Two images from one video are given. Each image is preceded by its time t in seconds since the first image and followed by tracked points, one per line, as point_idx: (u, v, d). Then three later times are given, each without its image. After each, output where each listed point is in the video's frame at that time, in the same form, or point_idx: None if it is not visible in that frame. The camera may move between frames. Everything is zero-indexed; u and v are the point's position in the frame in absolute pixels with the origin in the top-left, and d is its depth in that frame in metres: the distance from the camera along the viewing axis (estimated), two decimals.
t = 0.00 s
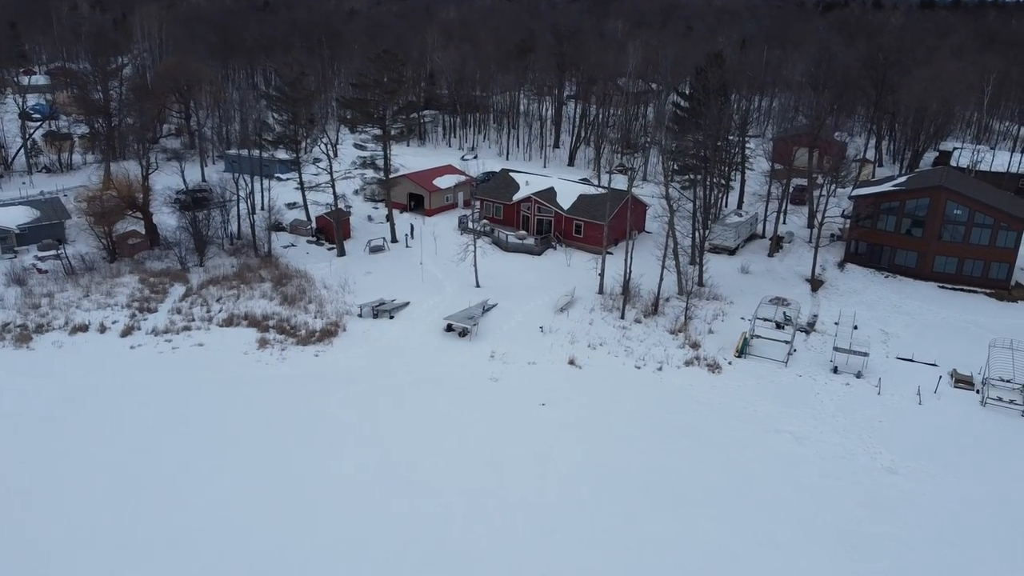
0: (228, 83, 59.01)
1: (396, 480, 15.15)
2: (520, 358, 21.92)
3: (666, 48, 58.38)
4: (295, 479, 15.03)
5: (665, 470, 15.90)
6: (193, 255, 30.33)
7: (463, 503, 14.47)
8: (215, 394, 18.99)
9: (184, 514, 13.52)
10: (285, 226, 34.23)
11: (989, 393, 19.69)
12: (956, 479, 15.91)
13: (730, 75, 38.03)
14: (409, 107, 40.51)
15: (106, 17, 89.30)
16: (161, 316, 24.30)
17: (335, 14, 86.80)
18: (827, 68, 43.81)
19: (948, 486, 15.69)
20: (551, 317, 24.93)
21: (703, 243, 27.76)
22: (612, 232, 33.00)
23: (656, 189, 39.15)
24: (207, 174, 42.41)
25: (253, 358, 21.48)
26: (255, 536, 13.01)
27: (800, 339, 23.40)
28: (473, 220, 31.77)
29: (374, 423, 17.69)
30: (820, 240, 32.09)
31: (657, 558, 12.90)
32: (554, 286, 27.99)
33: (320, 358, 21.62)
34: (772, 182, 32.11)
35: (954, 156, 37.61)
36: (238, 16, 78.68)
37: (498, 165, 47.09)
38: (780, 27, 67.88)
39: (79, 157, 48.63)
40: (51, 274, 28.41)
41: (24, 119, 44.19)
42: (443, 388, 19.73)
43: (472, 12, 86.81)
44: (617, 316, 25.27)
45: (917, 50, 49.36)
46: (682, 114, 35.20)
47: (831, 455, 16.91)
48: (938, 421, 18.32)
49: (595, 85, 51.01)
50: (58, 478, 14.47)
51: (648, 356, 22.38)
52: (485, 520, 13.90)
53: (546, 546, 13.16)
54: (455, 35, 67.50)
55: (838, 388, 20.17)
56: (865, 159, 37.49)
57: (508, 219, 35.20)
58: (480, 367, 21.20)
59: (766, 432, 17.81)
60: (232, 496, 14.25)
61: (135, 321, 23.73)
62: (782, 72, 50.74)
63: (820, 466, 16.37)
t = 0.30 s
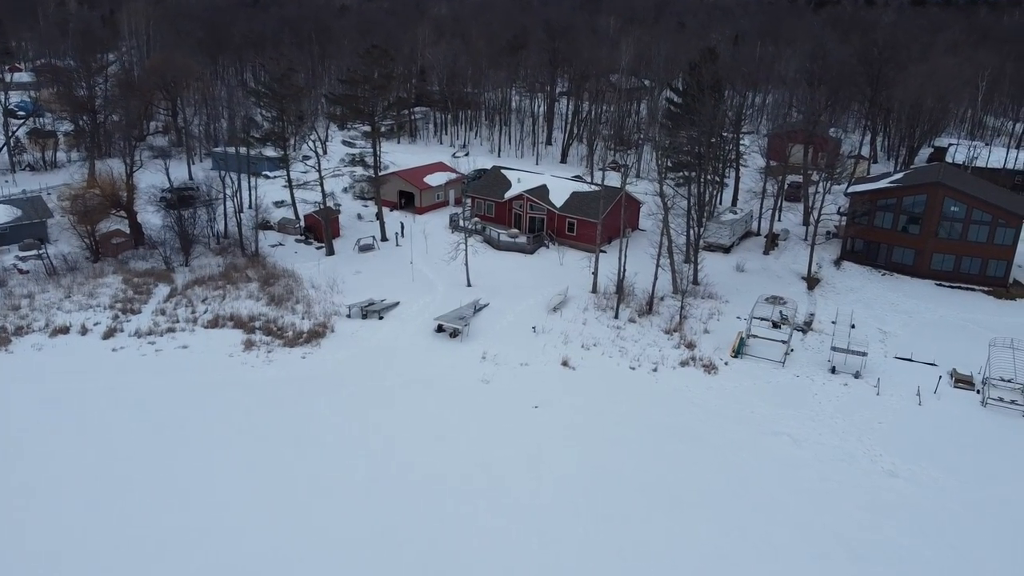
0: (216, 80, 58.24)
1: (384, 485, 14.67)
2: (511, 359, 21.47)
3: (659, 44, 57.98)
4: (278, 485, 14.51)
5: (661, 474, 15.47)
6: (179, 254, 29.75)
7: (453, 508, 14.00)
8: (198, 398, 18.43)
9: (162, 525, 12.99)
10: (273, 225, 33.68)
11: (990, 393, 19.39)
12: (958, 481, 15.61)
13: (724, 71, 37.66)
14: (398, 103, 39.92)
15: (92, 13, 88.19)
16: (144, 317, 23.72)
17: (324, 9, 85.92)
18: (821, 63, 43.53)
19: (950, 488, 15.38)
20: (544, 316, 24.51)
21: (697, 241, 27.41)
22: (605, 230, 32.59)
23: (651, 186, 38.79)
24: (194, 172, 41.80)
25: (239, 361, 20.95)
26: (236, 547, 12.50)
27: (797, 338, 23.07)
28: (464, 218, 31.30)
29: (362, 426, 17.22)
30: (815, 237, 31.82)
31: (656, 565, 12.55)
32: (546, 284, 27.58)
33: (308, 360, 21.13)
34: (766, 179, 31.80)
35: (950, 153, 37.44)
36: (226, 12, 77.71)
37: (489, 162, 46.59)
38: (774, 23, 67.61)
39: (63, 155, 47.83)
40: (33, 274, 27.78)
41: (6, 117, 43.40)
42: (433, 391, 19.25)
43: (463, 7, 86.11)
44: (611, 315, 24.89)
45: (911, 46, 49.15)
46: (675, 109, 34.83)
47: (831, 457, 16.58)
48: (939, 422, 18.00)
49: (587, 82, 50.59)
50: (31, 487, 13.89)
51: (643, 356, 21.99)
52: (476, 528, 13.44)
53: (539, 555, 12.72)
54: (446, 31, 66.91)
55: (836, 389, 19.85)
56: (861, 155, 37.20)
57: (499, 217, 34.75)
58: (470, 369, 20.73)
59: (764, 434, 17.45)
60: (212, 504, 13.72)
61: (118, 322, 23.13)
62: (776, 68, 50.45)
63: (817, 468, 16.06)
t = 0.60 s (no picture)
0: (203, 76, 57.43)
1: (372, 491, 14.21)
2: (504, 360, 21.03)
3: (652, 40, 57.60)
4: (260, 491, 13.99)
5: (657, 479, 15.09)
6: (163, 254, 29.14)
7: (445, 516, 13.55)
8: (180, 401, 17.88)
9: (141, 536, 12.43)
10: (260, 224, 33.09)
11: (991, 394, 19.10)
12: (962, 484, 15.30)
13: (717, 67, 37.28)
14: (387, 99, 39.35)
15: (78, 9, 86.97)
16: (127, 319, 23.10)
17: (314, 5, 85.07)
18: (815, 60, 43.23)
19: (954, 492, 15.05)
20: (537, 316, 24.07)
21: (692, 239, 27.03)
22: (598, 228, 32.20)
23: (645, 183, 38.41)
24: (179, 171, 41.10)
25: (224, 364, 20.39)
26: (218, 558, 11.99)
27: (794, 338, 22.74)
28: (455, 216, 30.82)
29: (351, 430, 16.73)
30: (811, 235, 31.52)
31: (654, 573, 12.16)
32: (539, 284, 27.15)
33: (295, 362, 20.62)
34: (761, 176, 31.47)
35: (946, 149, 37.63)
36: (214, 8, 76.72)
37: (481, 160, 46.12)
38: (767, 19, 67.33)
39: (46, 154, 46.97)
40: (13, 275, 27.08)
41: None
42: (422, 394, 18.77)
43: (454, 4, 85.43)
44: (605, 315, 24.49)
45: (905, 41, 48.92)
46: (669, 106, 34.44)
47: (832, 461, 16.22)
48: (940, 424, 17.67)
49: (580, 78, 50.15)
50: (3, 497, 13.31)
51: (638, 357, 21.60)
52: (467, 537, 12.97)
53: (533, 566, 12.26)
54: (436, 27, 66.30)
55: (834, 390, 19.52)
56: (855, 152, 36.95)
57: (491, 216, 34.29)
58: (461, 371, 20.27)
59: (762, 437, 17.08)
60: (192, 513, 13.15)
61: (100, 324, 22.48)
62: (769, 64, 50.16)
63: (817, 473, 15.68)
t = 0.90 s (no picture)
0: (190, 73, 56.62)
1: (362, 497, 13.77)
2: (497, 361, 20.60)
3: (645, 36, 57.20)
4: (245, 498, 13.50)
5: (654, 483, 14.71)
6: (148, 254, 28.54)
7: (437, 523, 13.10)
8: (163, 405, 17.33)
9: (120, 544, 11.94)
10: (247, 223, 32.53)
11: (992, 394, 18.84)
12: (965, 487, 14.97)
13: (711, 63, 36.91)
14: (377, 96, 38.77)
15: (64, 5, 85.82)
16: (109, 321, 22.48)
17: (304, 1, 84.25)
18: (809, 55, 42.93)
19: (958, 495, 14.73)
20: (529, 317, 23.65)
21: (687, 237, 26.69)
22: (591, 226, 31.82)
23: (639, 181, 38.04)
24: (165, 169, 40.37)
25: (208, 367, 19.84)
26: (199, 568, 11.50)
27: (791, 338, 22.42)
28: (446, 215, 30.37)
29: (339, 434, 16.26)
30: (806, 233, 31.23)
31: None
32: (532, 283, 26.74)
33: (282, 365, 20.12)
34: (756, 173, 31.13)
35: (942, 145, 37.18)
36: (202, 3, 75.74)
37: (472, 157, 45.63)
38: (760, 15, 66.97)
39: (30, 152, 46.16)
40: None
41: None
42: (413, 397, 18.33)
43: None
44: (599, 315, 24.10)
45: (899, 37, 48.65)
46: (663, 102, 34.05)
47: (832, 464, 15.88)
48: (942, 426, 17.36)
49: (572, 74, 49.70)
50: None
51: (634, 357, 21.23)
52: (459, 545, 12.52)
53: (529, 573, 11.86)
54: (427, 24, 65.66)
55: (833, 391, 19.19)
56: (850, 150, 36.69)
57: (483, 214, 33.84)
58: (452, 373, 19.82)
59: (761, 440, 16.71)
60: (173, 521, 12.64)
61: (81, 326, 21.82)
62: (763, 61, 49.85)
63: (818, 477, 15.32)
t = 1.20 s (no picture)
0: (174, 70, 55.73)
1: (350, 502, 13.31)
2: (488, 362, 20.18)
3: (635, 32, 56.82)
4: (229, 503, 13.00)
5: (651, 485, 14.36)
6: (129, 254, 27.90)
7: (428, 527, 12.67)
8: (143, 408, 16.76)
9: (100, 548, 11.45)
10: (232, 222, 31.91)
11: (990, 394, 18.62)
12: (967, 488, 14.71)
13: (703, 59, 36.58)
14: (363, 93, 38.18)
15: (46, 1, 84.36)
16: (88, 323, 21.83)
17: None
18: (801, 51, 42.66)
19: (960, 496, 14.46)
20: (520, 317, 23.26)
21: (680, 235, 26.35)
22: (583, 224, 31.45)
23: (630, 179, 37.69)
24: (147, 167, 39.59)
25: (190, 371, 19.26)
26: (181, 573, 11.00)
27: (785, 338, 22.11)
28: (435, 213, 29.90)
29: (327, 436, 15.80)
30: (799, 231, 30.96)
31: None
32: (523, 282, 26.33)
33: (266, 368, 19.59)
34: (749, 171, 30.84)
35: (934, 142, 37.02)
36: None
37: (462, 154, 45.14)
38: (750, 11, 66.67)
39: (9, 151, 45.18)
40: None
41: None
42: (401, 400, 17.87)
43: None
44: (591, 315, 23.73)
45: (889, 33, 48.46)
46: (654, 98, 33.69)
47: (830, 466, 15.57)
48: (941, 427, 17.10)
49: (562, 70, 49.25)
50: None
51: (627, 358, 20.87)
52: (453, 547, 12.13)
53: None
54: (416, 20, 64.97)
55: (829, 391, 18.90)
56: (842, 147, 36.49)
57: (472, 212, 33.39)
58: (442, 374, 19.39)
59: (758, 443, 16.37)
60: (156, 524, 12.16)
61: (59, 329, 21.11)
62: (753, 57, 49.58)
63: (818, 480, 15.00)
